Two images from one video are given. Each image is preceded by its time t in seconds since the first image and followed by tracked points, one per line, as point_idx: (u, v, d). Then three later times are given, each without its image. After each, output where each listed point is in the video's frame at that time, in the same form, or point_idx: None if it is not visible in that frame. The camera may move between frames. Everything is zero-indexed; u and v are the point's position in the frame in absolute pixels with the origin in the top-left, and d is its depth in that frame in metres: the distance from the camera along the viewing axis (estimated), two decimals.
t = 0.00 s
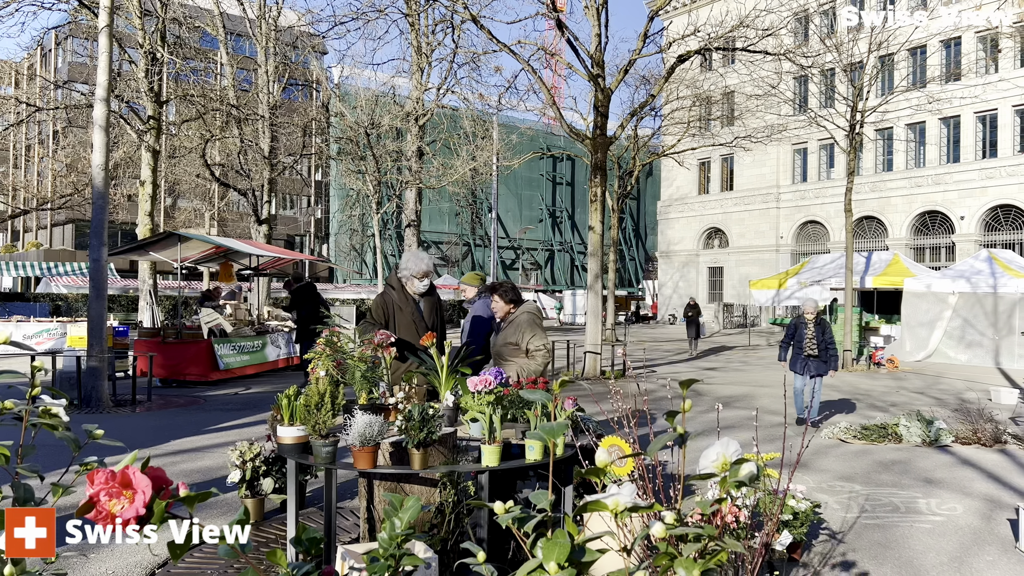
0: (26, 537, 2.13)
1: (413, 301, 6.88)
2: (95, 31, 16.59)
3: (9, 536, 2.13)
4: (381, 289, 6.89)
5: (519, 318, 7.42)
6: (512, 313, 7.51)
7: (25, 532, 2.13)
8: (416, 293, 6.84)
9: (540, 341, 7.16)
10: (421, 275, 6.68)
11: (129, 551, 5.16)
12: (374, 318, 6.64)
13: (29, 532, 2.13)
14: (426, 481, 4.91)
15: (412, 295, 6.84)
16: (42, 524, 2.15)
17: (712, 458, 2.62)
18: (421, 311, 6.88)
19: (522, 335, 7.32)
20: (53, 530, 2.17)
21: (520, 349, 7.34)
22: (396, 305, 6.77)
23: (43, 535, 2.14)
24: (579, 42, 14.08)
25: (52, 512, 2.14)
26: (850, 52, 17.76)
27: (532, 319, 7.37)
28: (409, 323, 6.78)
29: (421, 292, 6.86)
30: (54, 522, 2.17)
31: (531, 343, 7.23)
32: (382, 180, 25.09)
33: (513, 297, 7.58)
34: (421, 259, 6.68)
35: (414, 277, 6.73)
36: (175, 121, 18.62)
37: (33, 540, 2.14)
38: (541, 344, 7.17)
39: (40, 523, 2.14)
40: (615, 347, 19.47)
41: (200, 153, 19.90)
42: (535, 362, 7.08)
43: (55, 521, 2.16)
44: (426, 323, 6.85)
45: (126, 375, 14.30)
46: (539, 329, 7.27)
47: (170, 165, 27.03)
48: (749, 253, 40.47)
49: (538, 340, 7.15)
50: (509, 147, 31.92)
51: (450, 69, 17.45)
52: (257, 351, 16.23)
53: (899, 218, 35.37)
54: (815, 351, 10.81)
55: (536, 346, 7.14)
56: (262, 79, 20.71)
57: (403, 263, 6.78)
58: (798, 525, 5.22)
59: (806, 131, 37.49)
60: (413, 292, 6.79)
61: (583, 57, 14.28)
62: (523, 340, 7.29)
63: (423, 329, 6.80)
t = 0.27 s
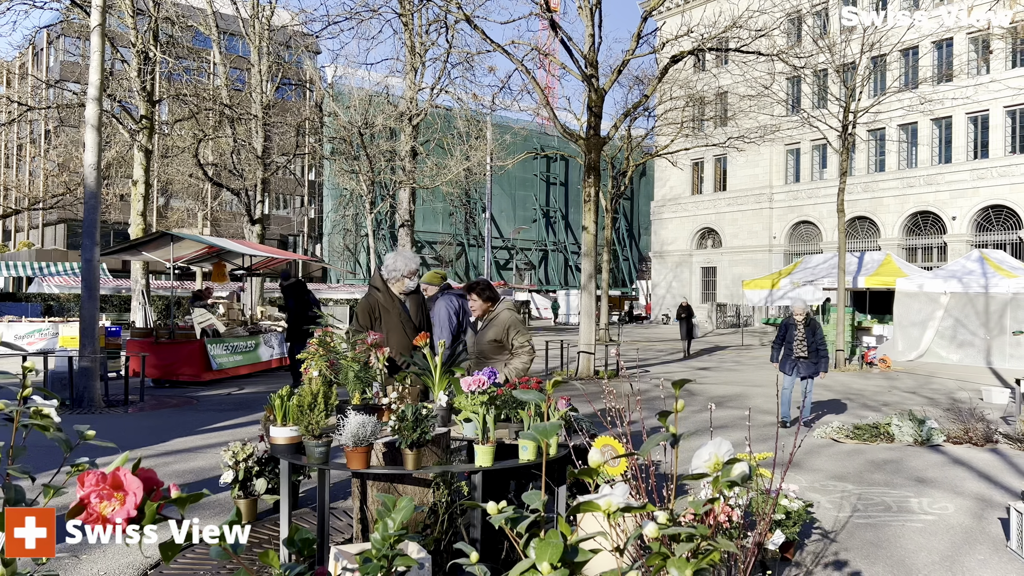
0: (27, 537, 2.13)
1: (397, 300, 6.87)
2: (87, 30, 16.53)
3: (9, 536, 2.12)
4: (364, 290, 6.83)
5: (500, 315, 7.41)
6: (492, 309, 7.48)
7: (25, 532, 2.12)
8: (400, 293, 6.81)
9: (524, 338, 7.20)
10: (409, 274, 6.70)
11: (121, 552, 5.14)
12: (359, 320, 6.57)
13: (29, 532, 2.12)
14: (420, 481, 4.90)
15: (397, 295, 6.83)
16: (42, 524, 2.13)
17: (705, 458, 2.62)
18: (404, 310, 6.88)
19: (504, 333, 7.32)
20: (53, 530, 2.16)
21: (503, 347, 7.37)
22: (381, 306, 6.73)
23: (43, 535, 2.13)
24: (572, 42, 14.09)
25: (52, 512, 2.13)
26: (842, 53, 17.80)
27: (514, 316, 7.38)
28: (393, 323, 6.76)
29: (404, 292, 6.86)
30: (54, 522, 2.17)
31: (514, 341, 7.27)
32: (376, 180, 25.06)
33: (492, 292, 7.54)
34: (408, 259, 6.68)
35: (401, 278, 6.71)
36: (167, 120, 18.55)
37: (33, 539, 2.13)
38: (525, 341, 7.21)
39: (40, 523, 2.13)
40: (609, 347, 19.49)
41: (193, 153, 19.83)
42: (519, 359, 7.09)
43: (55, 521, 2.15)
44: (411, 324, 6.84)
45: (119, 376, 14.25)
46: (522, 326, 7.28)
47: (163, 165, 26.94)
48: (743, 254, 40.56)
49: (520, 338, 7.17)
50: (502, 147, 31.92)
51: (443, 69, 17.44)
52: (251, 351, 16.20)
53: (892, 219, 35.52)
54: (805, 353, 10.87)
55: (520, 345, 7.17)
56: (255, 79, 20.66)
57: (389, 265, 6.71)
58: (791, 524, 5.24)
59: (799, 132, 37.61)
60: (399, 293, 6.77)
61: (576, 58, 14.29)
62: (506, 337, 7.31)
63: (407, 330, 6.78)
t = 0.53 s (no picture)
0: (27, 537, 2.11)
1: (390, 300, 6.88)
2: (79, 28, 16.44)
3: (9, 537, 2.11)
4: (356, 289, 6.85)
5: (500, 316, 7.39)
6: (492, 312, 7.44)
7: (25, 533, 2.11)
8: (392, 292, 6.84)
9: (522, 338, 7.20)
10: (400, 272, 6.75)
11: (114, 553, 5.13)
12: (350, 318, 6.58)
13: (29, 532, 2.11)
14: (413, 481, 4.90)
15: (389, 294, 6.85)
16: (42, 525, 2.12)
17: (698, 457, 2.62)
18: (397, 309, 6.89)
19: (503, 333, 7.32)
20: (52, 530, 2.15)
21: (501, 348, 7.37)
22: (374, 305, 6.75)
23: (43, 535, 2.12)
24: (566, 42, 14.10)
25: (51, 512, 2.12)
26: (835, 53, 17.84)
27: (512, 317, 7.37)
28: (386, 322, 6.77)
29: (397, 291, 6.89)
30: (53, 522, 2.15)
31: (514, 342, 7.27)
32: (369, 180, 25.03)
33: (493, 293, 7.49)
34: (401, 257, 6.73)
35: (391, 277, 6.77)
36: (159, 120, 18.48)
37: (33, 539, 2.12)
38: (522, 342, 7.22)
39: (39, 523, 2.12)
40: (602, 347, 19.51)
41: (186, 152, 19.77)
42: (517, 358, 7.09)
43: (54, 521, 2.13)
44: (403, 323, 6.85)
45: (111, 376, 14.20)
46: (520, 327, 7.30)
47: (155, 164, 26.85)
48: (736, 254, 40.65)
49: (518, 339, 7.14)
50: (496, 147, 31.92)
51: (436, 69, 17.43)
52: (243, 352, 16.17)
53: (884, 219, 35.67)
54: (790, 353, 10.85)
55: (518, 346, 7.15)
56: (248, 78, 20.60)
57: (381, 263, 6.77)
58: (784, 524, 5.25)
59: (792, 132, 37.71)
60: (390, 292, 6.81)
61: (570, 58, 14.29)
62: (504, 337, 7.31)
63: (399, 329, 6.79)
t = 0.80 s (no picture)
0: (27, 537, 2.10)
1: (388, 300, 6.84)
2: (70, 27, 16.37)
3: (9, 536, 2.10)
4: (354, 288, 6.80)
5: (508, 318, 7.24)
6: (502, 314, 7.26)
7: (25, 532, 2.11)
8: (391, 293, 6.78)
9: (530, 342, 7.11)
10: (400, 273, 6.69)
11: (105, 553, 5.11)
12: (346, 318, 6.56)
13: (29, 532, 2.10)
14: (406, 481, 4.90)
15: (388, 295, 6.80)
16: (42, 525, 2.10)
17: (690, 458, 2.62)
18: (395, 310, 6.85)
19: (513, 335, 7.20)
20: (53, 529, 2.14)
21: (509, 350, 7.24)
22: (371, 305, 6.70)
23: (43, 534, 2.11)
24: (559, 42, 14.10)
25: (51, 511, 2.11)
26: (827, 54, 17.90)
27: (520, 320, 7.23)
28: (383, 323, 6.74)
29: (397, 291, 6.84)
30: (54, 521, 2.14)
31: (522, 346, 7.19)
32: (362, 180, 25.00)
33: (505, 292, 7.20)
34: (401, 258, 6.67)
35: (391, 276, 6.70)
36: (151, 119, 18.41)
37: (34, 539, 2.11)
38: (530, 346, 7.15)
39: (40, 522, 2.10)
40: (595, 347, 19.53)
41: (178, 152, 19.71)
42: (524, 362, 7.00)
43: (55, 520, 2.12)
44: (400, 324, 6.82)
45: (103, 376, 14.15)
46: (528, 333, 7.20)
47: (147, 164, 26.76)
48: (729, 253, 40.75)
49: (529, 346, 7.06)
50: (489, 147, 31.91)
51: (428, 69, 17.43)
52: (236, 352, 16.13)
53: (876, 219, 35.81)
54: (769, 351, 10.86)
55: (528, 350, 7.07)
56: (241, 78, 20.55)
57: (379, 263, 6.72)
58: (776, 523, 5.26)
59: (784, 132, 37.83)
60: (389, 291, 6.75)
61: (563, 58, 14.30)
62: (511, 340, 7.19)
63: (395, 330, 6.76)
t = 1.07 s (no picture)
0: (26, 537, 2.09)
1: (384, 302, 6.85)
2: (61, 25, 16.27)
3: (9, 536, 2.09)
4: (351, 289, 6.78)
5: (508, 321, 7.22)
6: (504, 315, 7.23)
7: (25, 532, 2.09)
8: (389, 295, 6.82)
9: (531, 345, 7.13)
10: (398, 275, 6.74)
11: (96, 554, 5.09)
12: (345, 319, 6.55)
13: (28, 532, 2.09)
14: (399, 482, 4.89)
15: (385, 296, 6.83)
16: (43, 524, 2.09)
17: (682, 458, 2.62)
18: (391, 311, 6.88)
19: (516, 337, 7.18)
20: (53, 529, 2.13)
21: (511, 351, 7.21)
22: (370, 306, 6.70)
23: (43, 535, 2.09)
24: (552, 42, 14.09)
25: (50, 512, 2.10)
26: (820, 55, 17.93)
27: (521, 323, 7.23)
28: (381, 323, 6.75)
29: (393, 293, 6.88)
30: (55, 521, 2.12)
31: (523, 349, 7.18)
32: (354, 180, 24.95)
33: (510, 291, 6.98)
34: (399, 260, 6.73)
35: (388, 278, 6.77)
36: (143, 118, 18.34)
37: (33, 539, 2.10)
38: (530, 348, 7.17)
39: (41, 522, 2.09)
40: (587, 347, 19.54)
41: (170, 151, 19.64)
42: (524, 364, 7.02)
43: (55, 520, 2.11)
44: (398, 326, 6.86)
45: (95, 376, 14.08)
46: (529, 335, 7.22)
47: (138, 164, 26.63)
48: (721, 253, 40.82)
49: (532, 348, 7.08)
50: (482, 147, 31.89)
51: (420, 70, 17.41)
52: (228, 352, 16.10)
53: (868, 219, 35.93)
54: (755, 353, 10.90)
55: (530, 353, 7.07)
56: (233, 76, 20.48)
57: (377, 265, 6.77)
58: (768, 523, 5.28)
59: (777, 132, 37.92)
60: (386, 293, 6.79)
61: (556, 58, 14.30)
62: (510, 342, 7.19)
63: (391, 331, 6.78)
